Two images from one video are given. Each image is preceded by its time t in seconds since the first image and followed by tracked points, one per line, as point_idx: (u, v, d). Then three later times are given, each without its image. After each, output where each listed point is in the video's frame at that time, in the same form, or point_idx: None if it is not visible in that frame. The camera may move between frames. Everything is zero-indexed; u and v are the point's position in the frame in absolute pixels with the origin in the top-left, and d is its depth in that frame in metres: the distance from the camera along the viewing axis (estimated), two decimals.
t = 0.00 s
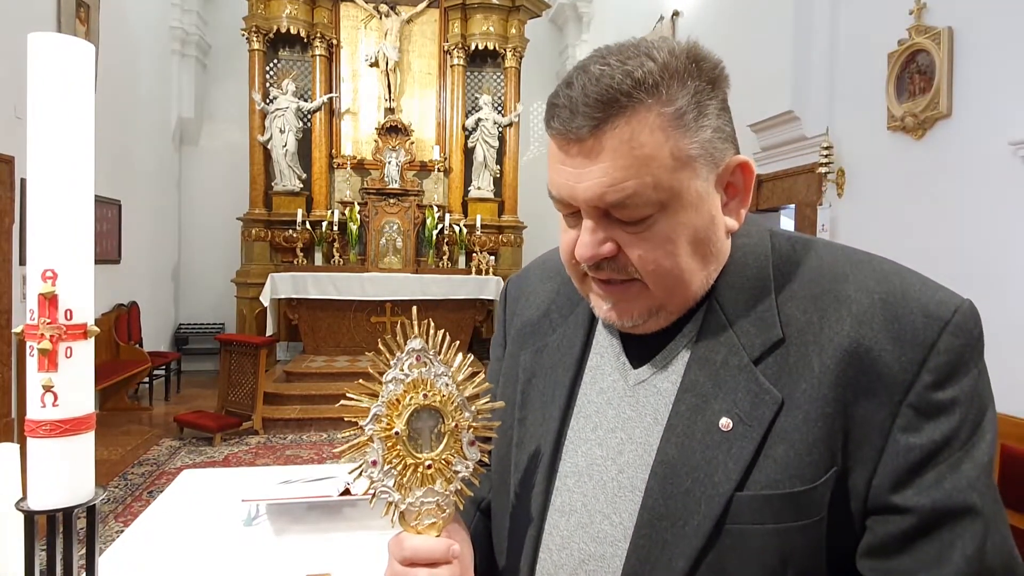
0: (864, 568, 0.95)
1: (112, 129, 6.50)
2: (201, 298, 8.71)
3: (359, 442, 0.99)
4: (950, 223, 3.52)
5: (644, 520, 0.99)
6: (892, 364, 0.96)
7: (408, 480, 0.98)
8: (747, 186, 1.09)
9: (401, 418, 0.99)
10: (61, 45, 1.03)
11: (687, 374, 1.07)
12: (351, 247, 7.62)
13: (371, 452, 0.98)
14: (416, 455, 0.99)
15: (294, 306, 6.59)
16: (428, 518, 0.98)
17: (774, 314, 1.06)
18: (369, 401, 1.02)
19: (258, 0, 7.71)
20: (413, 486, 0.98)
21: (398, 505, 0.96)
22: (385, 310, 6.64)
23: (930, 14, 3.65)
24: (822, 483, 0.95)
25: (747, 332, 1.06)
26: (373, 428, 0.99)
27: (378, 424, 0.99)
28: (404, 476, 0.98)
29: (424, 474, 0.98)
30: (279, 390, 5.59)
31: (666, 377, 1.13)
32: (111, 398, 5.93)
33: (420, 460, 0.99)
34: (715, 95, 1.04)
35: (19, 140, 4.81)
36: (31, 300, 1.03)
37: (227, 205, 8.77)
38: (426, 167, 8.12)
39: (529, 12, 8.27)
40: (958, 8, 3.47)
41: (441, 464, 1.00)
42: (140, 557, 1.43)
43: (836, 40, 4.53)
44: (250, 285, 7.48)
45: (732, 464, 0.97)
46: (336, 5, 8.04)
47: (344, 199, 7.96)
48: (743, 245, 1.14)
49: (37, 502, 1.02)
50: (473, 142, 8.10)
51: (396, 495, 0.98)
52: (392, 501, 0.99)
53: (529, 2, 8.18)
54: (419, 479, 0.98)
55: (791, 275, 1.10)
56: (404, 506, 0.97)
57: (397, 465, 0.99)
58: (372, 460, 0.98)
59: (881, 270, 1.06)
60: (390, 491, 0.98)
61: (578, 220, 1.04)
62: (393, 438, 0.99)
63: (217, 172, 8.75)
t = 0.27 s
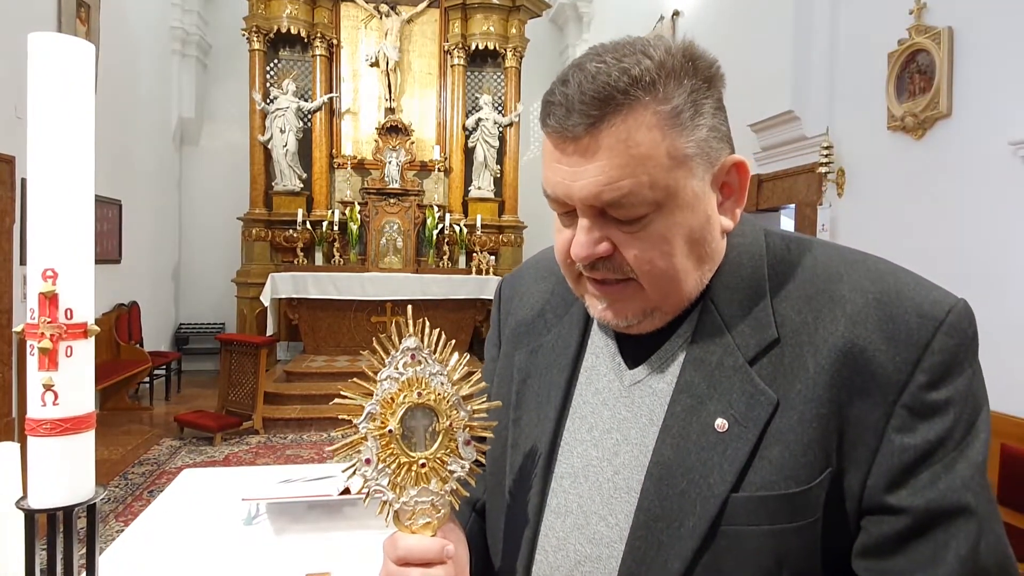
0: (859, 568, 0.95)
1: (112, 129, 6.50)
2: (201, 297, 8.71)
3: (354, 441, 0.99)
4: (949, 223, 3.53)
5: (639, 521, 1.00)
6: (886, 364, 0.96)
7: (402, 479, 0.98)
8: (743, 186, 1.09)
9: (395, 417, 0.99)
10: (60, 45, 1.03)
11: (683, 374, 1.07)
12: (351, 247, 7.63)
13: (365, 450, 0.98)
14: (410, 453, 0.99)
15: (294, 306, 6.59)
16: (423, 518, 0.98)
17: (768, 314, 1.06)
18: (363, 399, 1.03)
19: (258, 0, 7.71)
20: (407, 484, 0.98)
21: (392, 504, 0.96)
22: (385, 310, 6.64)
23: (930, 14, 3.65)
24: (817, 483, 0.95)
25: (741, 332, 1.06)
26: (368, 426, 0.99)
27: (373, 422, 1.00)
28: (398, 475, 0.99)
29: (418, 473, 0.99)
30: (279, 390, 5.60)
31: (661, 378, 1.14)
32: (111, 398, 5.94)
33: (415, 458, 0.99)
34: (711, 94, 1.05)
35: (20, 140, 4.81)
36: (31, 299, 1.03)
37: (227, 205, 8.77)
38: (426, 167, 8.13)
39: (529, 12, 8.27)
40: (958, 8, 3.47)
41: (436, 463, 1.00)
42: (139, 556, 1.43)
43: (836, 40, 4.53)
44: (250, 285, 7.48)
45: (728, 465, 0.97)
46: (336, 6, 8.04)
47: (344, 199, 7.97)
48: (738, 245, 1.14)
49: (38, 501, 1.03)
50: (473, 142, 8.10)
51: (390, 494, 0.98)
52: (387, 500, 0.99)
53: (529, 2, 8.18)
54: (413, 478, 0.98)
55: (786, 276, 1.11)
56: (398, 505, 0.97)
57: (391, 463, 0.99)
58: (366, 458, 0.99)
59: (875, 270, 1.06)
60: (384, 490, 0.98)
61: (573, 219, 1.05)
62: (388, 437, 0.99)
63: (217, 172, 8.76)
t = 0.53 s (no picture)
0: (857, 564, 0.95)
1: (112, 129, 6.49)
2: (202, 297, 8.71)
3: (355, 434, 0.99)
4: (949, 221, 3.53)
5: (638, 518, 1.00)
6: (884, 361, 0.96)
7: (403, 474, 0.99)
8: (742, 183, 1.09)
9: (396, 411, 0.99)
10: (61, 44, 1.03)
11: (682, 371, 1.07)
12: (351, 247, 7.63)
13: (366, 443, 0.99)
14: (411, 448, 0.99)
15: (295, 306, 6.59)
16: (423, 513, 0.98)
17: (767, 312, 1.06)
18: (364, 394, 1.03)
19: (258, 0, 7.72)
20: (409, 479, 0.98)
21: (392, 498, 0.96)
22: (385, 309, 6.65)
23: (930, 13, 3.66)
24: (816, 479, 0.95)
25: (740, 329, 1.07)
26: (369, 420, 0.99)
27: (374, 416, 1.00)
28: (399, 469, 0.99)
29: (419, 467, 0.99)
30: (279, 390, 5.60)
31: (660, 375, 1.14)
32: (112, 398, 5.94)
33: (415, 453, 0.99)
34: (712, 92, 1.05)
35: (20, 140, 4.81)
36: (33, 298, 1.04)
37: (228, 205, 8.78)
38: (426, 167, 8.13)
39: (529, 12, 8.28)
40: (958, 7, 3.47)
41: (436, 458, 1.00)
42: (140, 555, 1.44)
43: (836, 40, 4.53)
44: (250, 285, 7.48)
45: (727, 461, 0.97)
46: (336, 6, 8.05)
47: (344, 199, 7.98)
48: (737, 242, 1.14)
49: (39, 500, 1.03)
50: (473, 142, 8.10)
51: (390, 488, 0.98)
52: (387, 495, 0.99)
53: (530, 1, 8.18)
54: (414, 473, 0.99)
55: (785, 274, 1.11)
56: (398, 500, 0.97)
57: (392, 458, 0.99)
58: (367, 452, 0.99)
59: (873, 268, 1.06)
60: (384, 485, 0.98)
61: (574, 217, 1.05)
62: (389, 431, 0.99)
63: (218, 172, 8.76)
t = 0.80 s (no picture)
0: (854, 561, 0.95)
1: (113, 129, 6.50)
2: (202, 297, 8.72)
3: (358, 426, 0.99)
4: (949, 220, 3.54)
5: (637, 514, 1.00)
6: (882, 360, 0.96)
7: (406, 467, 0.99)
8: (742, 183, 1.10)
9: (400, 404, 0.99)
10: (62, 45, 1.03)
11: (681, 369, 1.07)
12: (352, 247, 7.63)
13: (370, 436, 0.99)
14: (414, 441, 0.99)
15: (295, 306, 6.58)
16: (425, 506, 0.98)
17: (766, 310, 1.06)
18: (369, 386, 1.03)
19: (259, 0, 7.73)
20: (411, 473, 0.98)
21: (395, 491, 0.96)
22: (386, 310, 6.65)
23: (931, 13, 3.65)
24: (815, 476, 0.95)
25: (739, 328, 1.07)
26: (373, 413, 0.99)
27: (378, 409, 1.00)
28: (402, 462, 0.99)
29: (422, 461, 0.99)
30: (279, 390, 5.60)
31: (659, 373, 1.14)
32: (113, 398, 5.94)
33: (419, 446, 0.99)
34: (713, 92, 1.05)
35: (21, 140, 4.82)
36: (34, 298, 1.04)
37: (228, 205, 8.78)
38: (427, 167, 8.13)
39: (529, 12, 8.28)
40: (959, 7, 3.47)
41: (440, 452, 0.99)
42: (142, 554, 1.44)
43: (837, 40, 4.53)
44: (251, 285, 7.49)
45: (726, 458, 0.98)
46: (337, 6, 8.05)
47: (345, 199, 7.98)
48: (736, 241, 1.15)
49: (40, 499, 1.03)
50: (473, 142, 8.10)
51: (393, 481, 0.98)
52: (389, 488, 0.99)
53: (530, 1, 8.19)
54: (417, 466, 0.99)
55: (783, 273, 1.11)
56: (401, 493, 0.97)
57: (395, 451, 0.99)
58: (371, 444, 0.99)
59: (871, 267, 1.07)
60: (387, 477, 0.98)
61: (575, 216, 1.05)
62: (393, 424, 0.99)
63: (218, 172, 8.76)
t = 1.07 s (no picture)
0: (851, 562, 0.95)
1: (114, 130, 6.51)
2: (203, 297, 8.72)
3: (364, 426, 1.00)
4: (949, 220, 3.54)
5: (635, 515, 1.00)
6: (877, 361, 0.96)
7: (411, 468, 0.98)
8: (737, 184, 1.10)
9: (406, 405, 0.99)
10: (64, 45, 1.03)
11: (679, 370, 1.07)
12: (352, 247, 7.64)
13: (376, 436, 0.99)
14: (420, 443, 0.99)
15: (296, 305, 6.57)
16: (428, 508, 0.98)
17: (763, 312, 1.07)
18: (375, 386, 1.03)
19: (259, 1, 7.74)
20: (416, 474, 0.98)
21: (398, 492, 0.96)
22: (386, 310, 6.67)
23: (931, 13, 3.65)
24: (812, 476, 0.95)
25: (736, 329, 1.07)
26: (379, 413, 0.99)
27: (384, 409, 1.00)
28: (407, 463, 0.99)
29: (426, 462, 0.99)
30: (280, 390, 5.61)
31: (657, 374, 1.14)
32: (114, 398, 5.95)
33: (424, 448, 0.99)
34: (706, 93, 1.05)
35: (23, 140, 4.83)
36: (35, 298, 1.04)
37: (229, 205, 8.79)
38: (428, 167, 8.13)
39: (530, 12, 8.28)
40: (960, 7, 3.47)
41: (445, 454, 1.00)
42: (142, 554, 1.44)
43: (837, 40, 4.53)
44: (252, 285, 7.50)
45: (724, 459, 0.98)
46: (338, 6, 8.06)
47: (346, 199, 7.99)
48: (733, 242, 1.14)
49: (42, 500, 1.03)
50: (474, 142, 8.11)
51: (397, 482, 0.98)
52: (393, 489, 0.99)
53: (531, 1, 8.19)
54: (421, 468, 0.99)
55: (780, 275, 1.11)
56: (404, 494, 0.97)
57: (401, 451, 0.99)
58: (376, 445, 0.99)
59: (868, 268, 1.07)
60: (391, 479, 0.98)
61: (571, 219, 1.05)
62: (398, 424, 0.99)
63: (219, 171, 8.77)
